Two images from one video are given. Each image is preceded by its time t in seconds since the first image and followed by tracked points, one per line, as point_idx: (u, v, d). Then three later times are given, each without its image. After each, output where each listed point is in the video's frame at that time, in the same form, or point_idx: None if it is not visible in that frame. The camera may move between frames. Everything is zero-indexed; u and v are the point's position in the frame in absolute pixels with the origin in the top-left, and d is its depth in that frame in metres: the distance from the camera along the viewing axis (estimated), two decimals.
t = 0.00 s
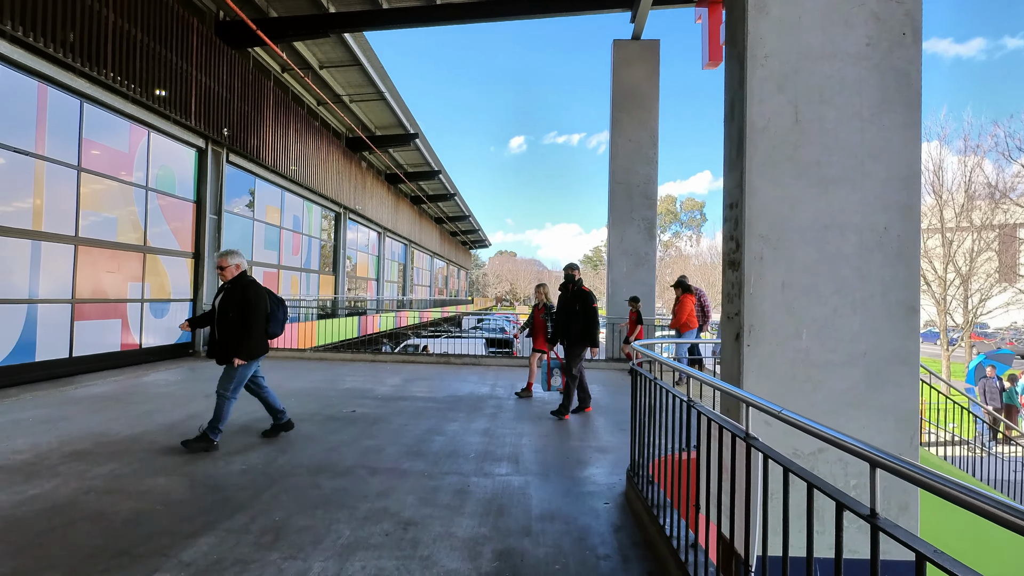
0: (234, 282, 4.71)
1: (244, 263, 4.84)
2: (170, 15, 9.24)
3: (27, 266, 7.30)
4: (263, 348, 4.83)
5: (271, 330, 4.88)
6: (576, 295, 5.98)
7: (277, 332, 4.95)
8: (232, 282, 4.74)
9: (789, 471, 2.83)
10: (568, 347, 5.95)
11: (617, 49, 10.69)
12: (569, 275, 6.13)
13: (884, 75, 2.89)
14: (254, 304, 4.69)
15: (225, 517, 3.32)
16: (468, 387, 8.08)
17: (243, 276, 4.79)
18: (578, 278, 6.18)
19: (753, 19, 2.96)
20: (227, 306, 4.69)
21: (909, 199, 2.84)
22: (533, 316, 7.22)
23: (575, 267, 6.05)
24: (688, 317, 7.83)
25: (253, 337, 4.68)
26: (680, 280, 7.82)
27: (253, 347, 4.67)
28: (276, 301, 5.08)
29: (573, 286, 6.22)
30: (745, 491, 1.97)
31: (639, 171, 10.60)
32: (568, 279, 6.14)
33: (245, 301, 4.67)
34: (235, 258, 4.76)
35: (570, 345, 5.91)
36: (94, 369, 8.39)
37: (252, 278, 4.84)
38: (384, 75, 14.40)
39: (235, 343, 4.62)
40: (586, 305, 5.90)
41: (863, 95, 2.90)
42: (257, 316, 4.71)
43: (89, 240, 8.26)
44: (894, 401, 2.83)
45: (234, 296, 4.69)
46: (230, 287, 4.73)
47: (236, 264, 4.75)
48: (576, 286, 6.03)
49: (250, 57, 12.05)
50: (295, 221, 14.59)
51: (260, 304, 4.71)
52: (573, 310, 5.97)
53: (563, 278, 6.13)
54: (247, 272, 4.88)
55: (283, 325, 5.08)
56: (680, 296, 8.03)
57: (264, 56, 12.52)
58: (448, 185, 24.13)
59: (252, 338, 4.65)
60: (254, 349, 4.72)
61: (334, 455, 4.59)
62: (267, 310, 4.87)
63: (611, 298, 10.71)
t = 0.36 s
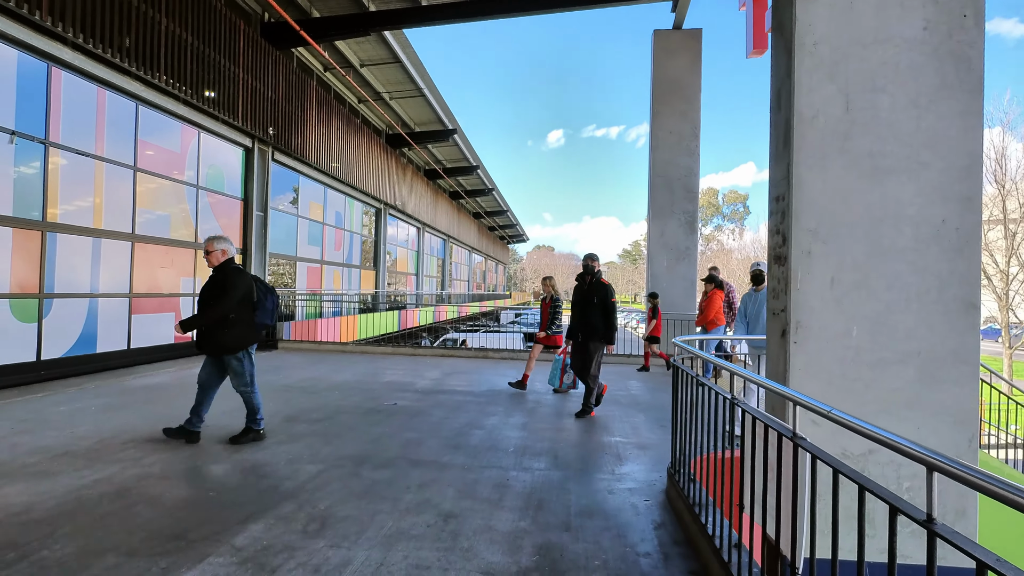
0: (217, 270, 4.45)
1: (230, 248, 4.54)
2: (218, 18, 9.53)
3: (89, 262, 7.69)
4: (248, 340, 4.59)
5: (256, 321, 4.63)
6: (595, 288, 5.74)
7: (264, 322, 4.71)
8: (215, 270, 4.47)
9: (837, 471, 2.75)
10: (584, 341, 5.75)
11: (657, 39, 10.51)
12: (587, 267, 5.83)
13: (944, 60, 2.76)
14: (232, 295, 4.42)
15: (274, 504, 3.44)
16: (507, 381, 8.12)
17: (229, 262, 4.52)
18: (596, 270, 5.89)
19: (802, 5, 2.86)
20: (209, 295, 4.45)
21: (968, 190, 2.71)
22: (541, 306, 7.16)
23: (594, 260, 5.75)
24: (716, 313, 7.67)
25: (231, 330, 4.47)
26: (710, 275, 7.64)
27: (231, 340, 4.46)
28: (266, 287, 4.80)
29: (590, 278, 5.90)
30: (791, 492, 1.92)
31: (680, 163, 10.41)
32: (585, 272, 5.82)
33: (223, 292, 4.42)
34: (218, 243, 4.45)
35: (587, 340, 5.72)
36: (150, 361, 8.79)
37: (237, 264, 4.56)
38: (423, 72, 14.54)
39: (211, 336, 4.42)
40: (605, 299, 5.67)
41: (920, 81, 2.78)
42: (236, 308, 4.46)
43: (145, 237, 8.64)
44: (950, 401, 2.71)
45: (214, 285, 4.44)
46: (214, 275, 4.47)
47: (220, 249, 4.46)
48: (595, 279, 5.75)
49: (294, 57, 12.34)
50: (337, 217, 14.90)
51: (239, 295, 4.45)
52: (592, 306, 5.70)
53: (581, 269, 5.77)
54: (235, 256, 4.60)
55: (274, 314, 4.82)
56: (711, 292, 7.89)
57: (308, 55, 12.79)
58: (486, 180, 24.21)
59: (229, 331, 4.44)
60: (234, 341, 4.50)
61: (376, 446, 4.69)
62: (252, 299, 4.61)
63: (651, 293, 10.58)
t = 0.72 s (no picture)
0: (213, 259, 4.42)
1: (229, 237, 4.51)
2: (277, 21, 9.86)
3: (162, 257, 8.13)
4: (239, 330, 4.54)
5: (252, 313, 4.58)
6: (623, 283, 5.48)
7: (261, 314, 4.66)
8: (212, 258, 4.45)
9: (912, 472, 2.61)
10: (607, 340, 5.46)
11: (714, 27, 10.20)
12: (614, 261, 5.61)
13: None
14: (228, 286, 4.37)
15: (333, 490, 3.55)
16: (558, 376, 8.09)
17: (227, 252, 4.49)
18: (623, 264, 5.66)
19: None
20: (204, 283, 4.43)
21: None
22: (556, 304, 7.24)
23: (620, 253, 5.53)
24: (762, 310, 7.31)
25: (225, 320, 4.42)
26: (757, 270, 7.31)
27: (223, 331, 4.42)
28: (265, 279, 4.74)
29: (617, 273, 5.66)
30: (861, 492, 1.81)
31: (737, 154, 10.09)
32: (612, 267, 5.59)
33: (220, 282, 4.38)
34: (217, 233, 4.44)
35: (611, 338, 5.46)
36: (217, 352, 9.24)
37: (236, 254, 4.53)
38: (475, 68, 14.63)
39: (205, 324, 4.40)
40: (632, 295, 5.41)
41: (1005, 59, 2.60)
42: (233, 300, 4.40)
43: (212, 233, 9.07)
44: None
45: (211, 274, 4.41)
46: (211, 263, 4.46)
47: (219, 239, 4.45)
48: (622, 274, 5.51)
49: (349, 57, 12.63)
50: (391, 213, 15.21)
51: (235, 287, 4.39)
52: (617, 301, 5.47)
53: (608, 264, 5.55)
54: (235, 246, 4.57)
55: (272, 307, 4.75)
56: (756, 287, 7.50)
57: (363, 55, 13.09)
58: (537, 175, 24.17)
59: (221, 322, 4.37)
60: (226, 331, 4.47)
61: (430, 437, 4.77)
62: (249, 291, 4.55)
63: (707, 288, 10.31)
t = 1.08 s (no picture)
0: (227, 256, 4.30)
1: (242, 233, 4.40)
2: (349, 25, 10.19)
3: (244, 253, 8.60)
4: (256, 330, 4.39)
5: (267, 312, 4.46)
6: (663, 272, 5.25)
7: (274, 313, 4.55)
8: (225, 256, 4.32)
9: None
10: (650, 331, 5.32)
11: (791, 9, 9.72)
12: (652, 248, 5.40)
13: None
14: (245, 283, 4.23)
15: (404, 478, 3.64)
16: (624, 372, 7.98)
17: (239, 249, 4.37)
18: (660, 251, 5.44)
19: None
20: (216, 283, 4.27)
21: None
22: (589, 302, 7.10)
23: (658, 241, 5.30)
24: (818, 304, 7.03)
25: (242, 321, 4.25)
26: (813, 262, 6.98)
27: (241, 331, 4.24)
28: (277, 277, 4.63)
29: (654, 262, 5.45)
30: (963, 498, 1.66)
31: (816, 142, 9.59)
32: (652, 255, 5.39)
33: (235, 280, 4.23)
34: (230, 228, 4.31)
35: (653, 330, 5.29)
36: (293, 344, 9.68)
37: (249, 252, 4.40)
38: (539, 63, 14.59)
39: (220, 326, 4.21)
40: (676, 285, 5.19)
41: None
42: (251, 297, 4.26)
43: (289, 231, 9.53)
44: None
45: (225, 272, 4.26)
46: (225, 261, 4.33)
47: (231, 235, 4.32)
48: (663, 262, 5.31)
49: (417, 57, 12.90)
50: (457, 210, 15.45)
51: (253, 284, 4.25)
52: (658, 291, 5.28)
53: (646, 253, 5.34)
54: (246, 243, 4.45)
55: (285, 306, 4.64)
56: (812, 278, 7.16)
57: (430, 55, 13.33)
58: (601, 170, 23.89)
59: (241, 321, 4.20)
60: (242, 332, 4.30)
61: (496, 430, 4.82)
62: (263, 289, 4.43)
63: (781, 283, 9.87)
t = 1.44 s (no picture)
0: (260, 247, 4.37)
1: (273, 226, 4.44)
2: (432, 25, 10.41)
3: (336, 249, 9.00)
4: (288, 322, 4.38)
5: (298, 304, 4.41)
6: (730, 269, 4.92)
7: (308, 307, 4.48)
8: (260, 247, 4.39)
9: None
10: (714, 333, 4.98)
11: None
12: (720, 242, 5.06)
13: None
14: (271, 274, 4.25)
15: (493, 471, 3.66)
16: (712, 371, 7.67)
17: (271, 241, 4.41)
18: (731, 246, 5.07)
19: None
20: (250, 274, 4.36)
21: None
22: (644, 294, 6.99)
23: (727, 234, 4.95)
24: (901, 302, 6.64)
25: (272, 311, 4.30)
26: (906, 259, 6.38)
27: (272, 322, 4.29)
28: (311, 270, 4.58)
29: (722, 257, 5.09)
30: None
31: (929, 126, 8.80)
32: (722, 251, 5.03)
33: (264, 270, 4.27)
34: (259, 221, 4.37)
35: (719, 331, 4.91)
36: (381, 337, 10.04)
37: (280, 244, 4.44)
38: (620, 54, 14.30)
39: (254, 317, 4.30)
40: (745, 283, 4.82)
41: None
42: (277, 288, 4.25)
43: (377, 228, 9.88)
44: None
45: (257, 264, 4.34)
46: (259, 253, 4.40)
47: (262, 227, 4.38)
48: (733, 259, 4.95)
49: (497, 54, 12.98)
50: (536, 206, 15.44)
51: (280, 275, 4.26)
52: (725, 290, 4.93)
53: (714, 247, 5.04)
54: (279, 236, 4.47)
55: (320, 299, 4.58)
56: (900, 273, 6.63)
57: (510, 51, 13.39)
58: (683, 162, 23.12)
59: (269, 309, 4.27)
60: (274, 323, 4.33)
61: (582, 427, 4.75)
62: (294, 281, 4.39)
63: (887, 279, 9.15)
